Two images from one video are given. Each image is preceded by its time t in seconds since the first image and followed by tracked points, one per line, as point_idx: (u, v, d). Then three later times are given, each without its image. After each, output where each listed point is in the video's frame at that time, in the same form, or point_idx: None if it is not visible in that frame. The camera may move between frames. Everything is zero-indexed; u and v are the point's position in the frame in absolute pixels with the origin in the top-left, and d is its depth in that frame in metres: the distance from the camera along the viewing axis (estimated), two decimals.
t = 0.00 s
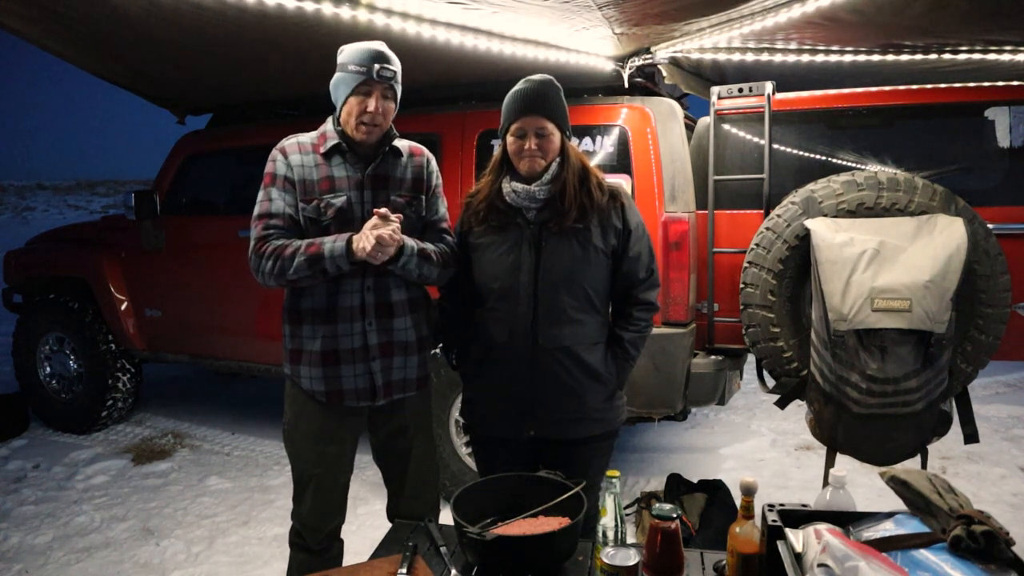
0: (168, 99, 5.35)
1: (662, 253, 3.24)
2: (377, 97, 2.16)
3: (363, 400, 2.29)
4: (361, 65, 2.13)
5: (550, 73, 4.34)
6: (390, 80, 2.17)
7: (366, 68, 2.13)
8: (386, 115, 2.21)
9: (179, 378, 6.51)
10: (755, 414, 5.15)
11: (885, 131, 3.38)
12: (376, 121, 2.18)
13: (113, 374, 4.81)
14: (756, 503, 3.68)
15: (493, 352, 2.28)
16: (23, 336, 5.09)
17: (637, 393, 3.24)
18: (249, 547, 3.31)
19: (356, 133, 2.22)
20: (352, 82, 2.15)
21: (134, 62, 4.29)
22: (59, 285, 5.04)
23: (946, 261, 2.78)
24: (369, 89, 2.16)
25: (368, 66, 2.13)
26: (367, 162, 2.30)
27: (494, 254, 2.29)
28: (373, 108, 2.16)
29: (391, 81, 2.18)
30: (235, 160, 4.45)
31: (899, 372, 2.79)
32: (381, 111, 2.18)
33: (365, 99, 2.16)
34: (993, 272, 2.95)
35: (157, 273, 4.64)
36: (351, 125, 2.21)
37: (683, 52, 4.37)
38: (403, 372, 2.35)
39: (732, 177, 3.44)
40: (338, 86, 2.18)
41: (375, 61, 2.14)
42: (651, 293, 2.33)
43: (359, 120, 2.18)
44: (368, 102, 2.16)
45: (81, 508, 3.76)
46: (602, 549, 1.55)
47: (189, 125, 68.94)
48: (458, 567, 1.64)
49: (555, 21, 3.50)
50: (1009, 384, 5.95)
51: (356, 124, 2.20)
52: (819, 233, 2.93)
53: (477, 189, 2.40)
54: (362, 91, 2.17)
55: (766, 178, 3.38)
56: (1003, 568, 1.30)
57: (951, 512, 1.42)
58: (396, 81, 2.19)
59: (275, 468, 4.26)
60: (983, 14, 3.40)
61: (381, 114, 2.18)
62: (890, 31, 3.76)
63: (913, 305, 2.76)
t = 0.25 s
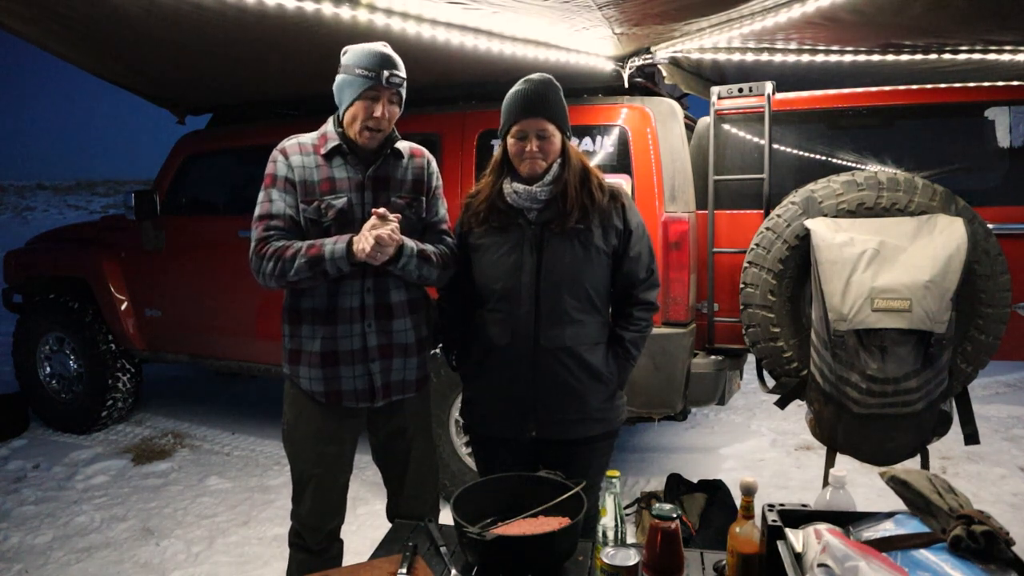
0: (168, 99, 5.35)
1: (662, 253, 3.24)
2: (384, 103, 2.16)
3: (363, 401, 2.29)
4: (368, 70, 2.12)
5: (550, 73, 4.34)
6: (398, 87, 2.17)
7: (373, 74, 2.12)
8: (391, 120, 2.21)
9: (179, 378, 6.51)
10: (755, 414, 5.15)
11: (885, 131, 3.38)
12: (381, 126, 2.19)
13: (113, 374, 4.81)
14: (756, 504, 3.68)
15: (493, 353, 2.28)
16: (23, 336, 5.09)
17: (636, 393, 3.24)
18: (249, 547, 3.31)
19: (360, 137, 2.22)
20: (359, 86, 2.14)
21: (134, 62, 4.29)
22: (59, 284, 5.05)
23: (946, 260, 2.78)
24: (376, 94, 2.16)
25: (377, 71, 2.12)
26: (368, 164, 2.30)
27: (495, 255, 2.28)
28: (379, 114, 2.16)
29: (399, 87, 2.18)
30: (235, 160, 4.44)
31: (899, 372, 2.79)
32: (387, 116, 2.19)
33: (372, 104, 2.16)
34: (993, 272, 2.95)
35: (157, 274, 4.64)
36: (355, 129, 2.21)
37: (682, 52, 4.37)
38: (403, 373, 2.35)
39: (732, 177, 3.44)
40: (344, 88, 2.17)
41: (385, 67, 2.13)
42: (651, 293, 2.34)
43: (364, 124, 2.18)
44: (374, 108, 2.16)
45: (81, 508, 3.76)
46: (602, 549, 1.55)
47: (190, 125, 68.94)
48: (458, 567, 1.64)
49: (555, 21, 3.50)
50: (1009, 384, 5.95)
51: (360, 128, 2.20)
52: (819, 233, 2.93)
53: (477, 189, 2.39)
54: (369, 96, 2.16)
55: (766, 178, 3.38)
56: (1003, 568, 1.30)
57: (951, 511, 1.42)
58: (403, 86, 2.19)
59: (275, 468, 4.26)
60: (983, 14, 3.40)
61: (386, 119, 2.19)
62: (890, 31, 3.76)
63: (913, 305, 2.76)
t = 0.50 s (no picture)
0: (168, 99, 5.35)
1: (662, 253, 3.25)
2: (387, 105, 2.16)
3: (362, 401, 2.29)
4: (370, 72, 2.12)
5: (550, 73, 4.34)
6: (400, 91, 2.17)
7: (375, 76, 2.12)
8: (393, 122, 2.21)
9: (180, 378, 6.51)
10: (755, 414, 5.15)
11: (885, 131, 3.37)
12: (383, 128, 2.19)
13: (113, 374, 4.81)
14: (756, 504, 3.68)
15: (493, 353, 2.28)
16: (24, 336, 5.09)
17: (636, 393, 3.24)
18: (249, 547, 3.31)
19: (362, 138, 2.22)
20: (361, 90, 2.14)
21: (134, 61, 4.29)
22: (59, 284, 5.05)
23: (946, 260, 2.78)
24: (379, 98, 2.15)
25: (380, 76, 2.12)
26: (369, 164, 2.30)
27: (497, 255, 2.28)
28: (381, 117, 2.16)
29: (401, 91, 2.17)
30: (236, 160, 4.44)
31: (899, 372, 2.79)
32: (388, 117, 2.19)
33: (375, 107, 2.16)
34: (993, 272, 2.95)
35: (157, 274, 4.64)
36: (357, 131, 2.21)
37: (682, 52, 4.37)
38: (403, 374, 2.35)
39: (732, 177, 3.44)
40: (345, 91, 2.17)
41: (387, 72, 2.13)
42: (651, 293, 2.34)
43: (366, 126, 2.18)
44: (377, 111, 2.16)
45: (81, 508, 3.76)
46: (602, 549, 1.55)
47: (189, 125, 68.95)
48: (458, 567, 1.64)
49: (555, 21, 3.50)
50: (1009, 384, 5.94)
51: (362, 130, 2.20)
52: (819, 233, 2.93)
53: (477, 189, 2.39)
54: (371, 99, 2.16)
55: (766, 178, 3.38)
56: (1003, 568, 1.30)
57: (951, 511, 1.42)
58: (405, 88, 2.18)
59: (275, 468, 4.26)
60: (983, 14, 3.40)
61: (388, 122, 2.20)
62: (890, 31, 3.76)
63: (913, 305, 2.76)
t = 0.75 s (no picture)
0: (168, 99, 5.35)
1: (662, 254, 3.25)
2: (370, 92, 2.15)
3: (362, 402, 2.29)
4: (354, 61, 2.14)
5: (550, 73, 4.34)
6: (382, 73, 2.16)
7: (358, 65, 2.14)
8: (382, 110, 2.18)
9: (180, 378, 6.52)
10: (755, 414, 5.15)
11: (886, 131, 3.37)
12: (372, 116, 2.17)
13: (113, 374, 4.81)
14: (756, 504, 3.68)
15: (493, 353, 2.28)
16: (24, 336, 5.09)
17: (637, 393, 3.24)
18: (249, 547, 3.31)
19: (354, 130, 2.21)
20: (346, 80, 2.16)
21: (134, 61, 4.29)
22: (59, 284, 5.05)
23: (946, 260, 2.79)
24: (362, 84, 2.16)
25: (360, 61, 2.14)
26: (370, 163, 2.31)
27: (498, 255, 2.27)
28: (367, 102, 2.15)
29: (384, 74, 2.17)
30: (236, 160, 4.45)
31: (899, 372, 2.79)
32: (377, 105, 2.17)
33: (359, 95, 2.16)
34: (993, 272, 2.95)
35: (157, 274, 4.64)
36: (348, 124, 2.21)
37: (682, 52, 4.37)
38: (403, 374, 2.35)
39: (732, 177, 3.44)
40: (335, 87, 2.19)
41: (367, 56, 2.14)
42: (652, 292, 2.34)
43: (355, 115, 2.17)
44: (361, 97, 2.15)
45: (81, 508, 3.76)
46: (602, 549, 1.55)
47: (189, 125, 68.97)
48: (458, 567, 1.64)
49: (555, 21, 3.50)
50: (1009, 384, 5.94)
51: (352, 121, 2.19)
52: (820, 233, 2.93)
53: (477, 190, 2.38)
54: (356, 87, 2.17)
55: (766, 178, 3.38)
56: (1003, 568, 1.30)
57: (951, 511, 1.42)
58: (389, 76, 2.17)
59: (275, 468, 4.26)
60: (983, 14, 3.40)
61: (376, 110, 2.17)
62: (890, 31, 3.76)
63: (914, 305, 2.76)
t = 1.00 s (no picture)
0: (168, 99, 5.35)
1: (662, 253, 3.25)
2: (374, 96, 2.16)
3: (360, 406, 2.29)
4: (360, 64, 2.16)
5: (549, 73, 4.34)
6: (385, 78, 2.15)
7: (364, 68, 2.16)
8: (385, 116, 2.19)
9: (180, 378, 6.52)
10: (755, 414, 5.15)
11: (886, 131, 3.37)
12: (374, 120, 2.17)
13: (113, 374, 4.81)
14: (756, 504, 3.68)
15: (492, 354, 2.28)
16: (23, 336, 5.09)
17: (636, 393, 3.24)
18: (249, 547, 3.31)
19: (355, 134, 2.21)
20: (351, 83, 2.18)
21: (134, 61, 4.29)
22: (59, 284, 5.05)
23: (946, 260, 2.79)
24: (365, 88, 2.17)
25: (364, 65, 2.15)
26: (372, 168, 2.30)
27: (499, 255, 2.27)
28: (369, 107, 2.15)
29: (387, 79, 2.16)
30: (236, 160, 4.45)
31: (899, 372, 2.79)
32: (379, 110, 2.17)
33: (363, 98, 2.17)
34: (993, 272, 2.95)
35: (157, 274, 4.64)
36: (351, 127, 2.22)
37: (682, 52, 4.37)
38: (402, 379, 2.35)
39: (732, 177, 3.44)
40: (342, 90, 2.21)
41: (371, 60, 2.16)
42: (652, 292, 2.34)
43: (357, 119, 2.18)
44: (365, 101, 2.16)
45: (81, 508, 3.76)
46: (602, 549, 1.55)
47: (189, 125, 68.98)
48: (458, 567, 1.64)
49: (555, 21, 3.50)
50: (1009, 384, 5.94)
51: (355, 124, 2.20)
52: (820, 233, 2.93)
53: (478, 190, 2.38)
54: (360, 91, 2.18)
55: (766, 178, 3.38)
56: (1003, 568, 1.30)
57: (951, 511, 1.42)
58: (396, 82, 2.18)
59: (275, 468, 4.26)
60: (982, 14, 3.40)
61: (379, 115, 2.17)
62: (890, 31, 3.76)
63: (913, 305, 2.76)
